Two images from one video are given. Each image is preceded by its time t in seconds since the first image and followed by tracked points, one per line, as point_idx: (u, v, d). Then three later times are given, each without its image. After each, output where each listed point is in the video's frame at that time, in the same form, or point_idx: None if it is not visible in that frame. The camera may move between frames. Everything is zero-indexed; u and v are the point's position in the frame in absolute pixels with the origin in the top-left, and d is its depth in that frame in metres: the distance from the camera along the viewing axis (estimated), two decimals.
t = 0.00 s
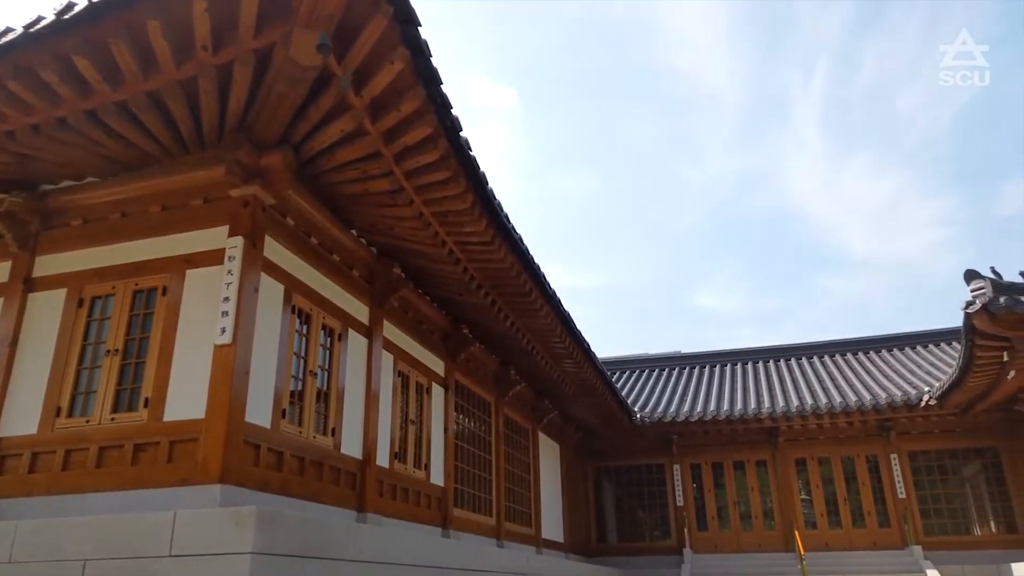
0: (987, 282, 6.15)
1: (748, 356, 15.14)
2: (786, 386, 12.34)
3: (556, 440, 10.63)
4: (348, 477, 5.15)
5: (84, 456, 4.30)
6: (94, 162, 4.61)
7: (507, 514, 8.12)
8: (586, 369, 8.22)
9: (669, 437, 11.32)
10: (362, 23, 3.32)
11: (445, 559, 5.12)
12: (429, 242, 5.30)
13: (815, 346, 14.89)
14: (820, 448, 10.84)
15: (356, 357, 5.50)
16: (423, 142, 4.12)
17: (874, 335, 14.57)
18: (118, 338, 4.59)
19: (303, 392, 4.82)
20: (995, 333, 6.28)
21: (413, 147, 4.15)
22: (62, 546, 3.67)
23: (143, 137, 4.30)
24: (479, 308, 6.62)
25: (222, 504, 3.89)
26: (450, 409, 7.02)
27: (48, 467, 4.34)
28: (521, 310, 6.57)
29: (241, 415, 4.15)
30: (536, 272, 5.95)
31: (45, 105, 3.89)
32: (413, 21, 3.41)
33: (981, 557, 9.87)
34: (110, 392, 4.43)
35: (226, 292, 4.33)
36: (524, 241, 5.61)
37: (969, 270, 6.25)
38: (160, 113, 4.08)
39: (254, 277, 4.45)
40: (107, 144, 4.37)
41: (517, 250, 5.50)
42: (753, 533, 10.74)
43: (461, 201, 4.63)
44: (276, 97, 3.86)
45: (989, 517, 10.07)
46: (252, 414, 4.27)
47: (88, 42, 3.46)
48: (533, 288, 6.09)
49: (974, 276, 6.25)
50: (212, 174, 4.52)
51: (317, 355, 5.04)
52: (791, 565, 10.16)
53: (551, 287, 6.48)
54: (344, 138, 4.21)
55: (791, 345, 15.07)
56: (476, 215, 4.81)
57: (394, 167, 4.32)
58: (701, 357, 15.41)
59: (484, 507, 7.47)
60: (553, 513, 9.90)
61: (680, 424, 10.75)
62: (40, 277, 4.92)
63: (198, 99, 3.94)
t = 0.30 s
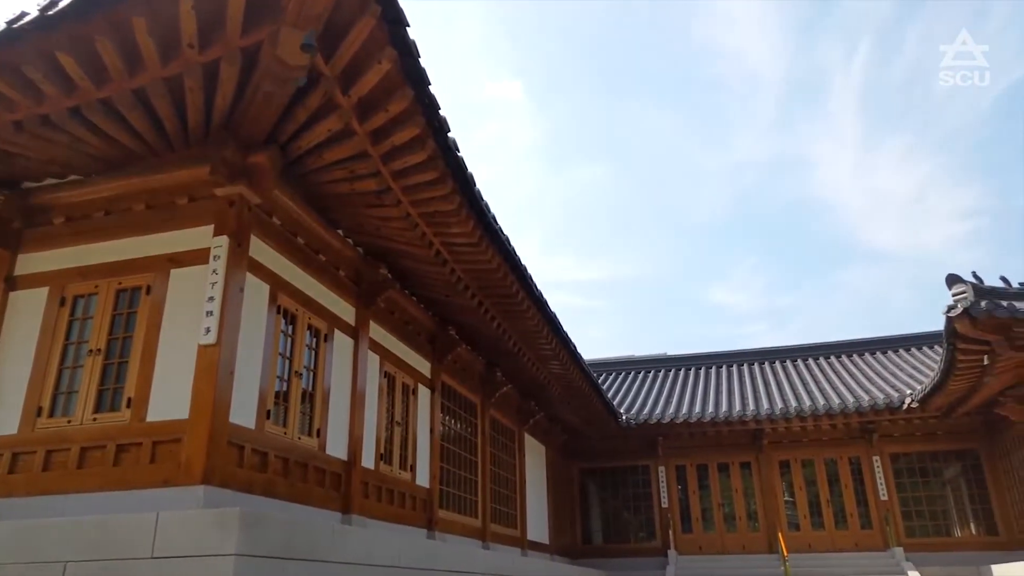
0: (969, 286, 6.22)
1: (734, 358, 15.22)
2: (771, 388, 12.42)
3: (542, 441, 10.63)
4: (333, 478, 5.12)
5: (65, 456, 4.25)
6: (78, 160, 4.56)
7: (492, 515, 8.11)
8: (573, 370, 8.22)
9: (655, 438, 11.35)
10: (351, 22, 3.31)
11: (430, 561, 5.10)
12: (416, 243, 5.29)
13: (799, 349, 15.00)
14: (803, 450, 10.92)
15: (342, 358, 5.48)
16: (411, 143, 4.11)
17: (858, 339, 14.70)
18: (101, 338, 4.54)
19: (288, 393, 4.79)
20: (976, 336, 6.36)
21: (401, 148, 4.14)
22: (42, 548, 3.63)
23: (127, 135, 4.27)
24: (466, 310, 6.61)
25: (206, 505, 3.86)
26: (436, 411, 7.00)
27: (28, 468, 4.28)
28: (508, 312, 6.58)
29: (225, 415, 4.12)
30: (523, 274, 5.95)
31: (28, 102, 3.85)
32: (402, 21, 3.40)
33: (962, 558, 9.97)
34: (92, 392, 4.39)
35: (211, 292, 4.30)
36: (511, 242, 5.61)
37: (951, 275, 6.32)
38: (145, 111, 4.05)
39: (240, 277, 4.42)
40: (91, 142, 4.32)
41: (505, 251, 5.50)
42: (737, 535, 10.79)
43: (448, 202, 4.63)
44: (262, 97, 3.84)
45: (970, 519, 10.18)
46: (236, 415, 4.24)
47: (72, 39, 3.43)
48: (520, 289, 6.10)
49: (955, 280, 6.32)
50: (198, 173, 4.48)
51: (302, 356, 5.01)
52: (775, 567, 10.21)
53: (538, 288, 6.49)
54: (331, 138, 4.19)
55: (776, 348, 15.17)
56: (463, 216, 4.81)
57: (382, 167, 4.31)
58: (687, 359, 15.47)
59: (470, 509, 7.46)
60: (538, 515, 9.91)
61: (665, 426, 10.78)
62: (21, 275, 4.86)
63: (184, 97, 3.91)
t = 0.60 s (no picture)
0: (950, 290, 6.29)
1: (720, 360, 15.29)
2: (756, 390, 12.49)
3: (528, 442, 10.63)
4: (318, 479, 5.10)
5: (46, 457, 4.20)
6: (61, 157, 4.52)
7: (478, 516, 8.10)
8: (559, 372, 8.24)
9: (641, 440, 11.38)
10: (339, 22, 3.30)
11: (415, 562, 5.08)
12: (403, 243, 5.27)
13: (784, 351, 15.09)
14: (788, 452, 10.99)
15: (328, 358, 5.46)
16: (399, 143, 4.10)
17: (842, 342, 14.81)
18: (84, 337, 4.50)
19: (273, 393, 4.77)
20: (957, 340, 6.43)
21: (389, 148, 4.13)
22: (22, 548, 3.60)
23: (112, 133, 4.23)
24: (454, 310, 6.60)
25: (189, 506, 3.83)
26: (423, 411, 6.99)
27: (8, 468, 4.24)
28: (495, 313, 6.58)
29: (209, 416, 4.09)
30: (510, 275, 5.95)
31: (11, 98, 3.81)
32: (390, 21, 3.40)
33: (943, 559, 10.07)
34: (74, 392, 4.35)
35: (195, 291, 4.27)
36: (499, 243, 5.61)
37: (933, 279, 6.39)
38: (130, 109, 4.02)
39: (225, 276, 4.39)
40: (75, 139, 4.28)
41: (492, 252, 5.50)
42: (721, 536, 10.84)
43: (436, 203, 4.62)
44: (250, 95, 3.82)
45: (951, 520, 10.28)
46: (221, 415, 4.21)
47: (56, 35, 3.40)
48: (507, 291, 6.10)
49: (938, 284, 6.39)
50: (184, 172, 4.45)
51: (288, 356, 4.98)
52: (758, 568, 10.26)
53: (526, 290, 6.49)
54: (318, 138, 4.18)
55: (762, 351, 15.26)
56: (451, 217, 4.80)
57: (369, 167, 4.30)
58: (673, 361, 15.53)
59: (456, 510, 7.45)
60: (524, 516, 9.91)
61: (651, 428, 10.81)
62: (3, 273, 4.81)
63: (170, 95, 3.89)
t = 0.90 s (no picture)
0: (933, 295, 6.37)
1: (706, 363, 15.36)
2: (741, 392, 12.56)
3: (514, 444, 10.63)
4: (303, 481, 5.07)
5: (27, 457, 4.16)
6: (45, 154, 4.47)
7: (464, 518, 8.09)
8: (546, 374, 8.25)
9: (626, 442, 11.41)
10: (327, 22, 3.29)
11: (399, 564, 5.07)
12: (390, 244, 5.26)
13: (769, 354, 15.19)
14: (772, 454, 11.06)
15: (314, 359, 5.43)
16: (387, 144, 4.09)
17: (826, 345, 14.93)
18: (66, 336, 4.45)
19: (258, 394, 4.74)
20: (939, 343, 6.49)
21: (376, 148, 4.12)
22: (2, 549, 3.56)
23: (96, 130, 4.20)
24: (440, 312, 6.59)
25: (172, 507, 3.80)
26: (409, 412, 6.97)
27: None
28: (482, 314, 6.58)
29: (193, 416, 4.06)
30: (497, 277, 5.95)
31: None
32: (379, 22, 3.39)
33: (924, 561, 10.16)
34: (56, 391, 4.30)
35: (180, 291, 4.23)
36: (486, 245, 5.61)
37: (916, 283, 6.45)
38: (115, 106, 3.98)
39: (210, 276, 4.36)
40: (58, 136, 4.24)
41: (479, 253, 5.50)
42: (705, 538, 10.88)
43: (424, 204, 4.61)
44: (236, 94, 3.80)
45: (932, 522, 10.39)
46: (205, 416, 4.18)
47: (41, 31, 3.37)
48: (494, 292, 6.10)
49: (921, 288, 6.46)
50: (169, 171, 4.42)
51: (273, 356, 4.96)
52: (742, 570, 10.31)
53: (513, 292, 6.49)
54: (305, 137, 4.15)
55: (747, 353, 15.35)
56: (439, 218, 4.80)
57: (357, 168, 4.28)
58: (659, 363, 15.59)
59: (441, 511, 7.43)
60: (509, 517, 9.90)
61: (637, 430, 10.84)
62: None
63: (155, 93, 3.86)
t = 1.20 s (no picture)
0: (915, 298, 6.43)
1: (691, 365, 15.44)
2: (725, 394, 12.63)
3: (500, 445, 10.63)
4: (287, 482, 5.05)
5: (7, 458, 4.11)
6: (26, 151, 4.42)
7: (449, 520, 8.08)
8: (532, 375, 8.26)
9: (611, 443, 11.44)
10: (314, 21, 3.28)
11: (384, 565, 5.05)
12: (376, 244, 5.24)
13: (753, 356, 15.29)
14: (756, 456, 11.12)
15: (299, 359, 5.40)
16: (374, 144, 4.08)
17: (810, 347, 15.04)
18: (48, 336, 4.41)
19: (242, 394, 4.71)
20: (921, 346, 6.56)
21: (364, 148, 4.11)
22: None
23: (80, 128, 4.16)
24: (427, 312, 6.58)
25: (154, 509, 3.77)
26: (394, 413, 6.95)
27: None
28: (469, 315, 6.57)
29: (175, 417, 4.02)
30: (484, 278, 5.95)
31: None
32: (366, 22, 3.38)
33: (905, 562, 10.26)
34: (37, 391, 4.25)
35: (164, 290, 4.20)
36: (473, 246, 5.61)
37: (898, 287, 6.52)
38: (99, 104, 3.94)
39: (194, 275, 4.32)
40: (40, 133, 4.19)
41: (466, 254, 5.49)
42: (689, 539, 10.93)
43: (411, 204, 4.60)
44: (222, 93, 3.78)
45: (913, 524, 10.50)
46: (188, 417, 4.14)
47: (23, 27, 3.33)
48: (481, 294, 6.10)
49: (903, 292, 6.52)
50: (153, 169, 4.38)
51: (258, 357, 4.92)
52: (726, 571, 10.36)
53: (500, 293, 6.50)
54: (291, 137, 4.13)
55: (731, 356, 15.44)
56: (426, 219, 4.79)
57: (343, 168, 4.27)
58: (645, 365, 15.65)
59: (426, 513, 7.42)
60: (495, 519, 9.90)
61: (622, 431, 10.87)
62: None
63: (140, 91, 3.83)
